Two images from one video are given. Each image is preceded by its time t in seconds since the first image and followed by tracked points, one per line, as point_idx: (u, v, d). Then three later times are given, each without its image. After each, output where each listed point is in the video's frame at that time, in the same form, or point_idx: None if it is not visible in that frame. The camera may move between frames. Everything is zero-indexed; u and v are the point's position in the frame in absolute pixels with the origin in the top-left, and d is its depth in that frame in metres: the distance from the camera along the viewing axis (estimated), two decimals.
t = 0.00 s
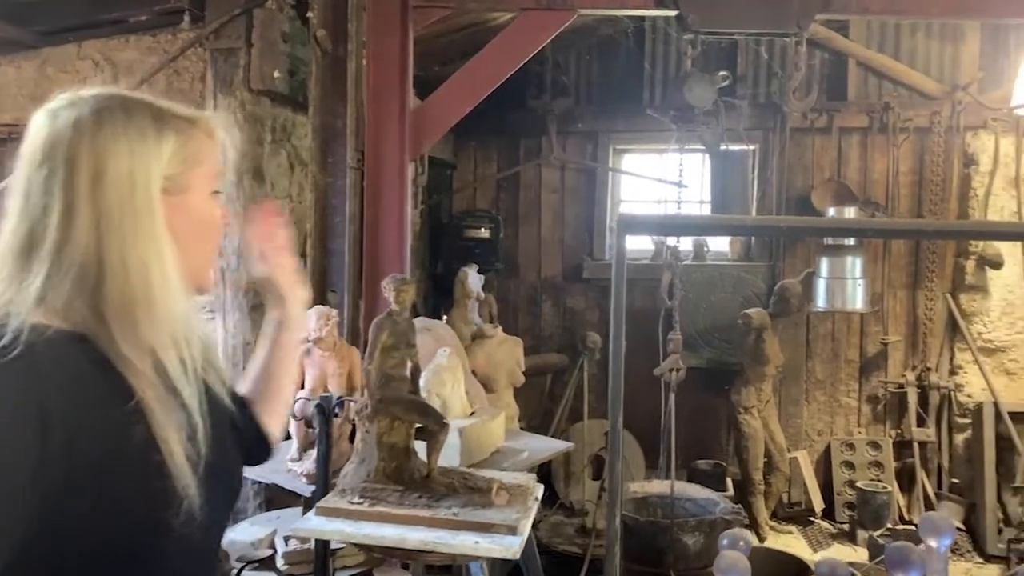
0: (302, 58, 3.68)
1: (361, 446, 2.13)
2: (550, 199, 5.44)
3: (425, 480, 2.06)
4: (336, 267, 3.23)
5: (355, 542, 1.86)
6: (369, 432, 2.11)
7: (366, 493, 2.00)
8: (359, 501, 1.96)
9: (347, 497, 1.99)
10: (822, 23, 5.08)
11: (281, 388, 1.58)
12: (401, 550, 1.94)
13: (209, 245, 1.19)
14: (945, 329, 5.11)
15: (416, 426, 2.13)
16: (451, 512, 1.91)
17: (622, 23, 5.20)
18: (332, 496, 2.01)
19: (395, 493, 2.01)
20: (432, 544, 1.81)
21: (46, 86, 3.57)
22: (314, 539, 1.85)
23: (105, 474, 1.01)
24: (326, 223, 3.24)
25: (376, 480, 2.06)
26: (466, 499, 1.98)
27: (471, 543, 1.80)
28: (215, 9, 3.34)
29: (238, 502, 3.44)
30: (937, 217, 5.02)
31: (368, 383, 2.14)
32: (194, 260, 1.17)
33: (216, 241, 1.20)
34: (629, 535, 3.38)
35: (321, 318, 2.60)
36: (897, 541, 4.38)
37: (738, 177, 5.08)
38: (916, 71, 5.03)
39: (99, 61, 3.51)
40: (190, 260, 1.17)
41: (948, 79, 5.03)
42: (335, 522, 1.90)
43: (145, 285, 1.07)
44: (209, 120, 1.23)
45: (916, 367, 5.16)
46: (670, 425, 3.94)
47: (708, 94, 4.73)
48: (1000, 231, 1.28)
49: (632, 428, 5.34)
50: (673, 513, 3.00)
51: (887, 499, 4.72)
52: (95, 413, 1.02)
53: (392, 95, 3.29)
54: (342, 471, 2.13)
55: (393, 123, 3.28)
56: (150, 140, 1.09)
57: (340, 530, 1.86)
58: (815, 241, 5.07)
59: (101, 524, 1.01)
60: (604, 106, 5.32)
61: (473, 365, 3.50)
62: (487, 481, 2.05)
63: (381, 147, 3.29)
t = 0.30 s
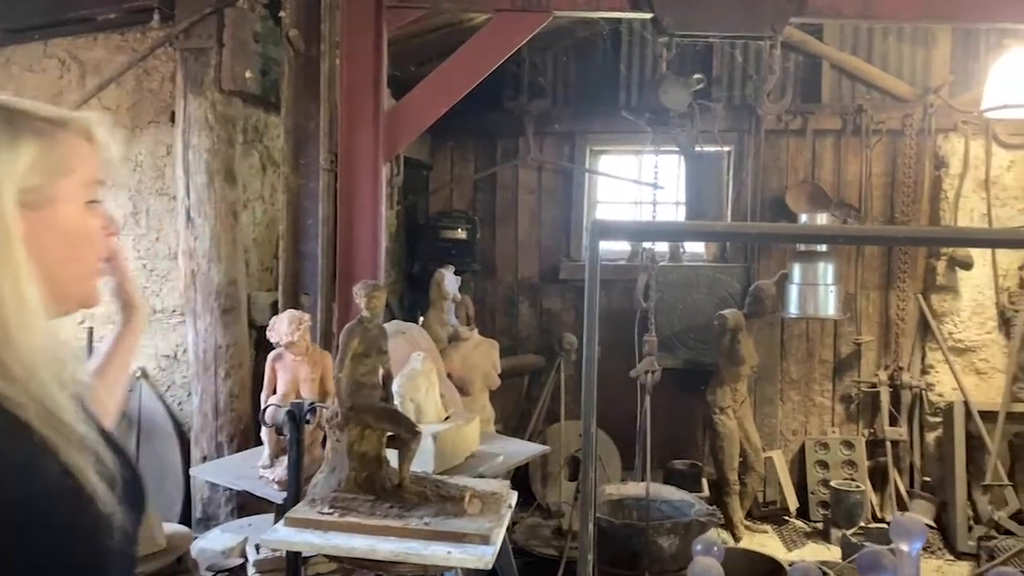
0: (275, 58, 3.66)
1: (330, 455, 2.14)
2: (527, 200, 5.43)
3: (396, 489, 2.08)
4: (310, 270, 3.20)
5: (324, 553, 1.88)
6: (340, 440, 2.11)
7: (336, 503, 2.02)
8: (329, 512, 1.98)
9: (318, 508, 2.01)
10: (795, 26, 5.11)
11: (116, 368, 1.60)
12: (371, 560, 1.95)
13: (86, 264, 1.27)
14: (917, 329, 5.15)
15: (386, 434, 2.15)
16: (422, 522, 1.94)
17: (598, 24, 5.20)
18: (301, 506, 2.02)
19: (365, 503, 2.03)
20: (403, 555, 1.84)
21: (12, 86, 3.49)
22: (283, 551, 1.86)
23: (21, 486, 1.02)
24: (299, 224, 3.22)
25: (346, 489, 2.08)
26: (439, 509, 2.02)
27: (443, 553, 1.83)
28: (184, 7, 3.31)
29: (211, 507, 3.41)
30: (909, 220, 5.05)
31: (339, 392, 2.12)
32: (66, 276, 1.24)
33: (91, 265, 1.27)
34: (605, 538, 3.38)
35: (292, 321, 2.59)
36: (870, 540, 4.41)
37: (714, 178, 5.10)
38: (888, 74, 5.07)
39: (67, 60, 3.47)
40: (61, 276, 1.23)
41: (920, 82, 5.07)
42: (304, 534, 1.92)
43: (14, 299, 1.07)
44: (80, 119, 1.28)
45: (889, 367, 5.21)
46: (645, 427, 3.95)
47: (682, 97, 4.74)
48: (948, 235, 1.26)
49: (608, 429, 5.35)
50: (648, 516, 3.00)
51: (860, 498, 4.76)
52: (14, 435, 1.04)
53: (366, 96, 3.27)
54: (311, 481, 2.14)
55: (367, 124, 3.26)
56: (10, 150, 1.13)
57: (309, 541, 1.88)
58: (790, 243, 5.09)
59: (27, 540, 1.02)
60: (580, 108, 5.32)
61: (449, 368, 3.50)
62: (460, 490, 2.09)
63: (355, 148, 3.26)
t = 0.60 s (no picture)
0: (251, 56, 3.62)
1: (303, 459, 2.12)
2: (507, 200, 5.42)
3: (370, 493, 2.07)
4: (286, 271, 3.19)
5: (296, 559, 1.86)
6: (313, 444, 2.09)
7: (309, 508, 2.01)
8: (302, 517, 1.96)
9: (290, 512, 1.99)
10: (774, 27, 5.13)
11: None
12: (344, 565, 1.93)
13: None
14: (894, 327, 5.19)
15: (361, 437, 2.13)
16: (397, 527, 1.92)
17: (577, 24, 5.20)
18: (273, 511, 2.01)
19: (339, 507, 2.01)
20: (376, 560, 1.82)
21: None
22: (254, 556, 1.85)
23: None
24: (275, 224, 3.20)
25: (320, 493, 2.06)
26: (413, 513, 2.00)
27: (416, 558, 1.81)
28: (157, 4, 3.29)
29: (186, 511, 3.37)
30: (886, 220, 5.08)
31: (311, 394, 2.11)
32: None
33: None
34: (585, 539, 3.37)
35: (266, 323, 2.56)
36: (848, 537, 4.43)
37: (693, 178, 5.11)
38: (866, 75, 5.10)
39: (36, 57, 3.43)
40: None
41: (897, 83, 5.11)
42: (276, 540, 1.90)
43: None
44: None
45: (867, 366, 5.23)
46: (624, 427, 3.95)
47: (661, 97, 4.74)
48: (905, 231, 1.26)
49: (588, 430, 5.35)
50: (628, 517, 3.00)
51: (839, 496, 4.79)
52: None
53: (343, 95, 3.24)
54: (284, 486, 2.12)
55: (344, 123, 3.23)
56: None
57: (280, 547, 1.86)
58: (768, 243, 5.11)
59: None
60: (560, 108, 5.32)
61: (428, 369, 3.48)
62: (436, 494, 2.07)
63: (332, 147, 3.23)
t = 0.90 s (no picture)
0: (223, 52, 3.59)
1: (272, 462, 2.09)
2: (485, 199, 5.41)
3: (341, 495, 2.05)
4: (259, 270, 3.14)
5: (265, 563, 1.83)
6: (282, 446, 2.07)
7: (278, 511, 1.99)
8: (271, 520, 1.95)
9: (259, 515, 1.97)
10: (750, 26, 5.16)
11: None
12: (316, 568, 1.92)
13: None
14: (868, 325, 5.23)
15: (331, 439, 2.12)
16: (368, 529, 1.91)
17: (553, 23, 5.20)
18: (242, 514, 1.99)
19: (309, 510, 2.00)
20: (348, 563, 1.81)
21: None
22: (222, 561, 1.82)
23: None
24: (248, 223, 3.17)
25: (289, 496, 2.04)
26: (385, 515, 2.00)
27: (388, 560, 1.80)
28: None
29: (158, 514, 3.34)
30: (860, 218, 5.12)
31: (282, 396, 2.10)
32: None
33: None
34: (562, 538, 3.36)
35: (238, 324, 2.54)
36: (825, 535, 4.46)
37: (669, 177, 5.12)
38: (840, 75, 5.14)
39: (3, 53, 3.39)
40: None
41: (871, 83, 5.15)
42: (244, 543, 1.87)
43: None
44: None
45: (842, 364, 5.27)
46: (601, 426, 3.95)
47: (637, 96, 4.75)
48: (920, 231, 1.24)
49: (566, 429, 5.35)
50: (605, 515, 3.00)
51: (814, 493, 4.83)
52: None
53: (317, 93, 3.22)
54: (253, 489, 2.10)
55: (318, 122, 3.22)
56: None
57: (249, 551, 1.83)
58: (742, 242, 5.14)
59: None
60: (537, 107, 5.32)
61: (404, 369, 3.47)
62: (408, 495, 2.08)
63: (306, 146, 3.21)
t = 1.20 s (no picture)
0: (195, 49, 3.55)
1: (239, 462, 2.08)
2: (462, 199, 5.40)
3: (310, 495, 2.05)
4: (230, 269, 3.10)
5: (232, 563, 1.84)
6: (249, 445, 2.05)
7: (245, 511, 1.98)
8: (238, 521, 1.94)
9: (225, 516, 1.96)
10: (725, 27, 5.18)
11: None
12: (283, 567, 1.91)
13: None
14: (842, 324, 5.27)
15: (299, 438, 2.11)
16: (337, 528, 1.91)
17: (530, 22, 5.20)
18: (208, 515, 1.98)
19: (276, 510, 1.99)
20: (315, 562, 1.81)
21: None
22: (185, 561, 1.81)
23: None
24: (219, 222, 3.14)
25: (256, 496, 2.03)
26: (353, 515, 1.99)
27: (356, 560, 1.80)
28: None
29: (127, 517, 3.30)
30: (833, 218, 5.16)
31: (248, 395, 2.08)
32: None
33: None
34: (536, 538, 3.35)
35: (208, 323, 2.51)
36: (798, 532, 4.49)
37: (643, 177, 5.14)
38: (814, 76, 5.18)
39: None
40: None
41: (844, 84, 5.20)
42: (210, 544, 1.86)
43: None
44: None
45: (816, 363, 5.31)
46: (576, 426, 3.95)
47: (612, 95, 4.75)
48: (874, 226, 1.23)
49: (542, 428, 5.35)
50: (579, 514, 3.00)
51: (788, 491, 4.87)
52: None
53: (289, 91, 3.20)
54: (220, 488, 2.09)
55: (291, 120, 3.19)
56: None
57: (215, 552, 1.83)
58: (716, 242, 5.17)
59: None
60: (515, 107, 5.32)
61: (378, 369, 3.46)
62: (378, 494, 2.08)
63: (278, 144, 3.20)
